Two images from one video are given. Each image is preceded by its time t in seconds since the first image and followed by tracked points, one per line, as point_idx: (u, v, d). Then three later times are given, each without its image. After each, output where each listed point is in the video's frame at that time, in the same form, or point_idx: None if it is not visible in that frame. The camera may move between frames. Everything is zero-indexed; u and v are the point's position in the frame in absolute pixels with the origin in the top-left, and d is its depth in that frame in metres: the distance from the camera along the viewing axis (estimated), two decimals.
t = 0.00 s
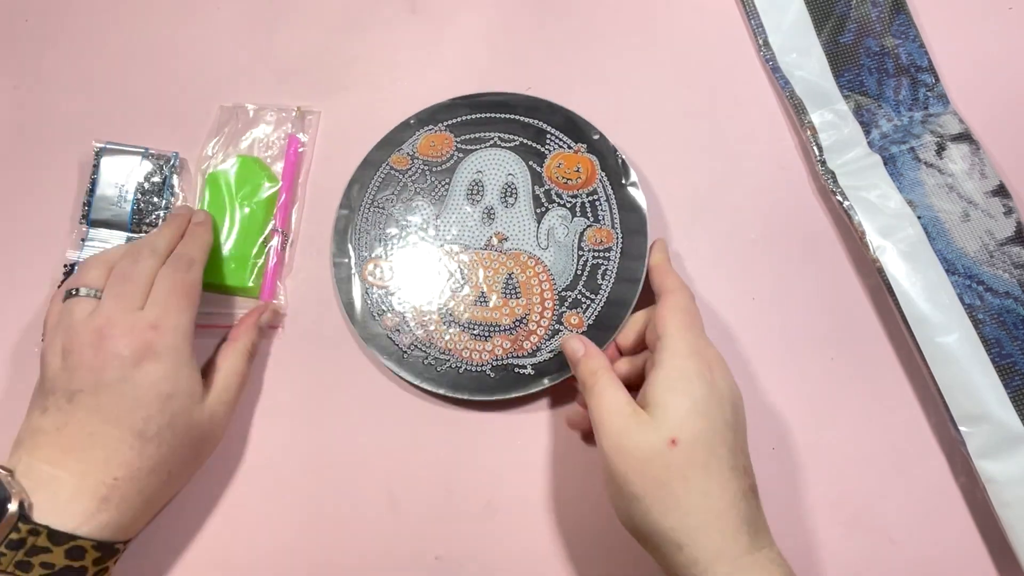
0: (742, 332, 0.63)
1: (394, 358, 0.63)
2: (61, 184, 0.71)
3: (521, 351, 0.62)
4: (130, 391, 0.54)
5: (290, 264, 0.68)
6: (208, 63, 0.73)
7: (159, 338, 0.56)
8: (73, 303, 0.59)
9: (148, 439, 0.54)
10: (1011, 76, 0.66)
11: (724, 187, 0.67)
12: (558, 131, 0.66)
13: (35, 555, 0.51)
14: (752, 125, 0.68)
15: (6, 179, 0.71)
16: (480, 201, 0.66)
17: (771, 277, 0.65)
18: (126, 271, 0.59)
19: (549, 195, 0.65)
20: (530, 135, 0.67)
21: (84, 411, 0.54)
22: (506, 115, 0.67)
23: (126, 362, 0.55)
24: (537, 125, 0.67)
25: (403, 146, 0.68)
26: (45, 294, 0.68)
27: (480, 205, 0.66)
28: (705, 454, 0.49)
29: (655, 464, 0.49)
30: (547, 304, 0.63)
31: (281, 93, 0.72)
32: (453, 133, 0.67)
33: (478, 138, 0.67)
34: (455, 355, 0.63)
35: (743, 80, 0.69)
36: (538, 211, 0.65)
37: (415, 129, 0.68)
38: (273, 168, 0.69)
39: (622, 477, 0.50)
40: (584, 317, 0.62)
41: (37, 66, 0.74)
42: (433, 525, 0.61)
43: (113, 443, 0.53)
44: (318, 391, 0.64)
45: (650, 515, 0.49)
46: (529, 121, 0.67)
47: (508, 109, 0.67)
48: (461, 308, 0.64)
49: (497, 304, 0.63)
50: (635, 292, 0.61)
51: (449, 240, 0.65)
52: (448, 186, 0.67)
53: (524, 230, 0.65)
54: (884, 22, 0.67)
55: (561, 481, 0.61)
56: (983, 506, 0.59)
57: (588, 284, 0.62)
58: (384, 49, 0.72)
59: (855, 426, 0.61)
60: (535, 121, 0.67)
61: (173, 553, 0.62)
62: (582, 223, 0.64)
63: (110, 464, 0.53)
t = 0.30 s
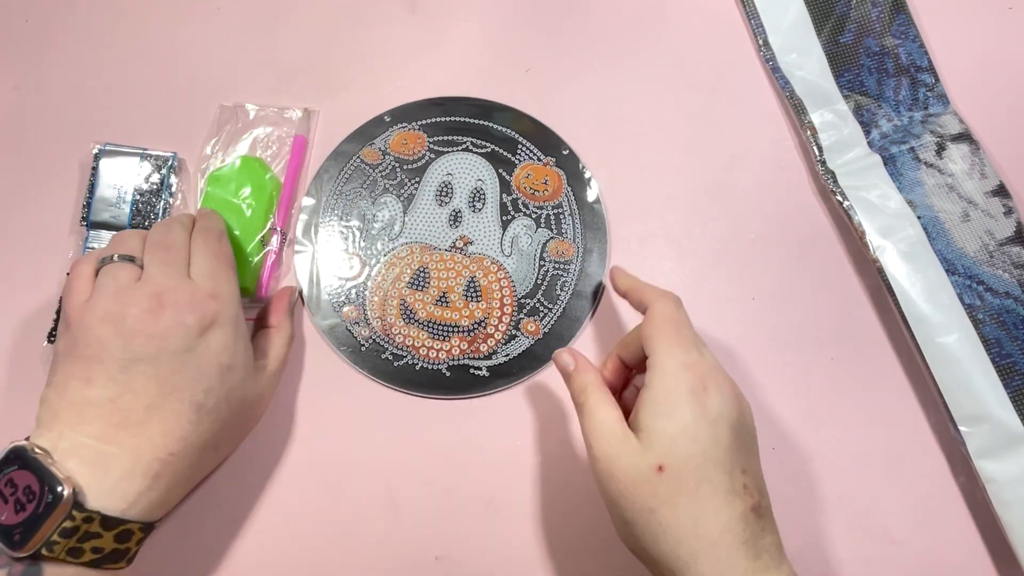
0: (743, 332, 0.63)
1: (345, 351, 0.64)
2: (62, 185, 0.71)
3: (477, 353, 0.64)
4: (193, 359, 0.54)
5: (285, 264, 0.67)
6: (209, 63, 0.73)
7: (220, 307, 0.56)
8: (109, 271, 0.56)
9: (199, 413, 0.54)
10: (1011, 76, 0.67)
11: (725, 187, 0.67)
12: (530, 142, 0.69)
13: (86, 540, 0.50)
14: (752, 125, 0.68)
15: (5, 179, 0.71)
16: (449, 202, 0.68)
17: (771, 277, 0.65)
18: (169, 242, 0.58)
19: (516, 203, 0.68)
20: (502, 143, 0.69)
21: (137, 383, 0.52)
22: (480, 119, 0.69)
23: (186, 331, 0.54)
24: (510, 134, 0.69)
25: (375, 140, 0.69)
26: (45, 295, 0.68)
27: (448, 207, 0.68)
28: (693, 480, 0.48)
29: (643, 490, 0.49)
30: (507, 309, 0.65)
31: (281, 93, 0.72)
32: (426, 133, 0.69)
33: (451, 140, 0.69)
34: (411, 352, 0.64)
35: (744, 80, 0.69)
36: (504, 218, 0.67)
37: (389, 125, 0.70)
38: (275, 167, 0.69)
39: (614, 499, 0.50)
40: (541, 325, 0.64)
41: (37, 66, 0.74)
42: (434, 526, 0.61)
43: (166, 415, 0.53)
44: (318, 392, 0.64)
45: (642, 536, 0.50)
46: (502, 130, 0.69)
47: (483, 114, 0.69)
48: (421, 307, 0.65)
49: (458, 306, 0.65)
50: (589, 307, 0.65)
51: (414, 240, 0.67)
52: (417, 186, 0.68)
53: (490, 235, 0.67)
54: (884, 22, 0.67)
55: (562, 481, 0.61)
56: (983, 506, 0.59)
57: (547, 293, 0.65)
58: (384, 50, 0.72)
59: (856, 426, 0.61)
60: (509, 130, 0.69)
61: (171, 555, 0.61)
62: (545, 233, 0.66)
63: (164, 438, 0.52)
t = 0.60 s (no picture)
0: (743, 332, 0.63)
1: (345, 351, 0.64)
2: (62, 185, 0.71)
3: (477, 353, 0.64)
4: (176, 333, 0.53)
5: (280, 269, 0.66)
6: (209, 63, 0.73)
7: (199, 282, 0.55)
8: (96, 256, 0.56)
9: (179, 387, 0.53)
10: (1011, 77, 0.67)
11: (724, 188, 0.67)
12: (530, 142, 0.69)
13: (77, 524, 0.50)
14: (752, 125, 0.68)
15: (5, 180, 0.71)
16: (449, 202, 0.68)
17: (771, 277, 0.65)
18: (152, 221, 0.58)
19: (516, 203, 0.68)
20: (502, 142, 0.69)
21: (120, 358, 0.52)
22: (479, 119, 0.69)
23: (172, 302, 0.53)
24: (510, 134, 0.69)
25: (376, 140, 0.70)
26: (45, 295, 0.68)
27: (449, 207, 0.68)
28: (718, 526, 0.47)
29: (664, 535, 0.47)
30: (507, 309, 0.65)
31: (281, 93, 0.72)
32: (426, 133, 0.69)
33: (452, 140, 0.69)
34: (411, 352, 0.64)
35: (743, 81, 0.69)
36: (504, 218, 0.67)
37: (389, 125, 0.70)
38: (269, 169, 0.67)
39: (631, 540, 0.49)
40: (542, 325, 0.64)
41: (37, 66, 0.74)
42: (434, 526, 0.61)
43: (154, 389, 0.52)
44: (318, 392, 0.64)
45: None
46: (503, 130, 0.69)
47: (482, 114, 0.69)
48: (421, 308, 0.65)
49: (458, 306, 0.65)
50: (589, 307, 0.65)
51: (415, 240, 0.67)
52: (418, 186, 0.68)
53: (490, 235, 0.67)
54: (884, 22, 0.67)
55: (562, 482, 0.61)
56: (983, 506, 0.59)
57: (547, 293, 0.65)
58: (384, 50, 0.72)
59: (856, 426, 0.61)
60: (509, 130, 0.69)
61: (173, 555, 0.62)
62: (546, 233, 0.66)
63: (149, 412, 0.52)
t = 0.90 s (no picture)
0: (743, 332, 0.63)
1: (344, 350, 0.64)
2: (61, 184, 0.71)
3: (477, 353, 0.64)
4: (91, 387, 0.49)
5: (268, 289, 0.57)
6: (208, 63, 0.73)
7: (134, 357, 0.50)
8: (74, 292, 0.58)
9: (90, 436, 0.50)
10: (1012, 77, 0.67)
11: (724, 188, 0.67)
12: (530, 142, 0.69)
13: None
14: (752, 125, 0.68)
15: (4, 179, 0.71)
16: (449, 202, 0.68)
17: (771, 276, 0.65)
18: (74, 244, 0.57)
19: (516, 203, 0.68)
20: (502, 142, 0.69)
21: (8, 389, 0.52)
22: (479, 119, 0.69)
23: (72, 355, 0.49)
24: (510, 134, 0.69)
25: (376, 140, 0.69)
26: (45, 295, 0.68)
27: (449, 207, 0.68)
28: (719, 516, 0.46)
29: (669, 529, 0.45)
30: (507, 309, 0.65)
31: (281, 94, 0.72)
32: (426, 133, 0.69)
33: (452, 140, 0.69)
34: (411, 352, 0.64)
35: (743, 81, 0.69)
36: (504, 218, 0.67)
37: (389, 125, 0.70)
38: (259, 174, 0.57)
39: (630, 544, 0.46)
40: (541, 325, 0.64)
41: (37, 66, 0.74)
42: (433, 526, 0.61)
43: (51, 426, 0.49)
44: (318, 392, 0.64)
45: None
46: (502, 130, 0.69)
47: (482, 115, 0.69)
48: (421, 308, 0.65)
49: (458, 306, 0.65)
50: (589, 307, 0.65)
51: (414, 240, 0.67)
52: (418, 186, 0.68)
53: (490, 235, 0.67)
54: (884, 22, 0.67)
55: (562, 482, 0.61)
56: (983, 506, 0.59)
57: (547, 293, 0.65)
58: (384, 50, 0.72)
59: (856, 426, 0.61)
60: (509, 129, 0.69)
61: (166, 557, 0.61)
62: (546, 233, 0.66)
63: (51, 448, 0.49)
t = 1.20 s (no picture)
0: (743, 332, 0.63)
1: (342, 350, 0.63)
2: (63, 184, 0.71)
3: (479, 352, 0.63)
4: (155, 416, 0.46)
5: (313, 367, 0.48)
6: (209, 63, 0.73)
7: (198, 390, 0.47)
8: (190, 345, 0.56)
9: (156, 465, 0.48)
10: (1012, 77, 0.67)
11: (725, 188, 0.67)
12: (530, 142, 0.68)
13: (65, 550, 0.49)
14: (752, 125, 0.68)
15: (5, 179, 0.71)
16: (449, 202, 0.68)
17: (771, 276, 0.65)
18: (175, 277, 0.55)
19: (516, 203, 0.68)
20: (502, 142, 0.69)
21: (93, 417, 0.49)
22: (479, 119, 0.69)
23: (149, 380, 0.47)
24: (510, 134, 0.69)
25: (376, 140, 0.69)
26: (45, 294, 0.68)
27: (449, 207, 0.68)
28: (665, 425, 0.50)
29: (630, 436, 0.48)
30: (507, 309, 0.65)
31: (282, 94, 0.72)
32: (426, 134, 0.69)
33: (451, 140, 0.69)
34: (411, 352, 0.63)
35: (743, 81, 0.69)
36: (504, 218, 0.67)
37: (389, 125, 0.70)
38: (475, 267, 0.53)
39: (587, 458, 0.47)
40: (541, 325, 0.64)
41: (37, 66, 0.74)
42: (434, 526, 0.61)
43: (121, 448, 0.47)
44: (317, 392, 0.64)
45: (614, 490, 0.48)
46: (502, 129, 0.69)
47: (482, 114, 0.69)
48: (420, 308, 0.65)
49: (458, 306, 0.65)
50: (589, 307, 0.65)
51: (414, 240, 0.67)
52: (418, 186, 0.68)
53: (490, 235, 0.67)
54: (884, 22, 0.67)
55: (543, 478, 0.61)
56: (983, 506, 0.59)
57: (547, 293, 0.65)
58: (384, 50, 0.72)
59: (856, 426, 0.61)
60: (509, 129, 0.69)
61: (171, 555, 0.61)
62: (546, 233, 0.66)
63: (121, 474, 0.47)
